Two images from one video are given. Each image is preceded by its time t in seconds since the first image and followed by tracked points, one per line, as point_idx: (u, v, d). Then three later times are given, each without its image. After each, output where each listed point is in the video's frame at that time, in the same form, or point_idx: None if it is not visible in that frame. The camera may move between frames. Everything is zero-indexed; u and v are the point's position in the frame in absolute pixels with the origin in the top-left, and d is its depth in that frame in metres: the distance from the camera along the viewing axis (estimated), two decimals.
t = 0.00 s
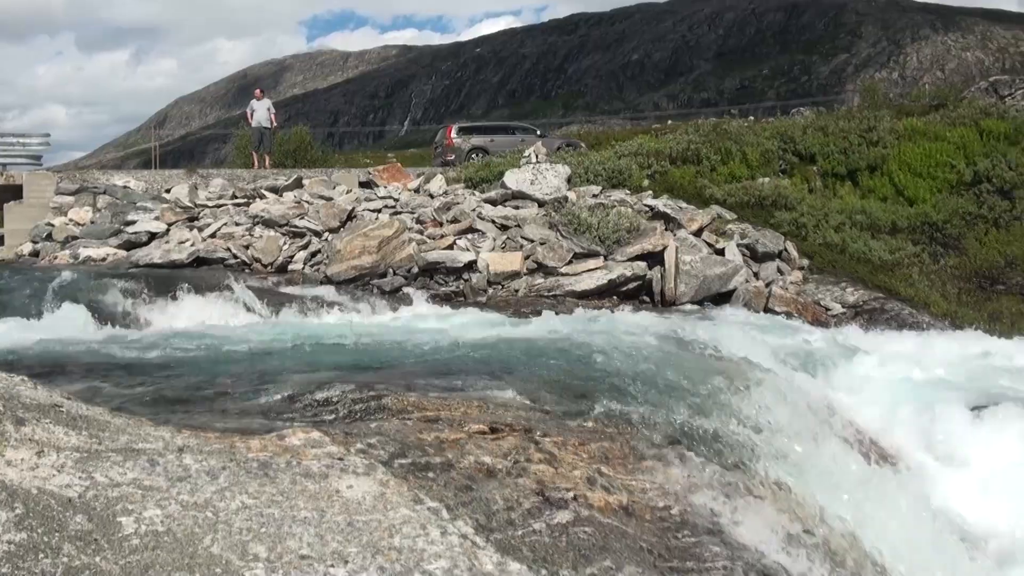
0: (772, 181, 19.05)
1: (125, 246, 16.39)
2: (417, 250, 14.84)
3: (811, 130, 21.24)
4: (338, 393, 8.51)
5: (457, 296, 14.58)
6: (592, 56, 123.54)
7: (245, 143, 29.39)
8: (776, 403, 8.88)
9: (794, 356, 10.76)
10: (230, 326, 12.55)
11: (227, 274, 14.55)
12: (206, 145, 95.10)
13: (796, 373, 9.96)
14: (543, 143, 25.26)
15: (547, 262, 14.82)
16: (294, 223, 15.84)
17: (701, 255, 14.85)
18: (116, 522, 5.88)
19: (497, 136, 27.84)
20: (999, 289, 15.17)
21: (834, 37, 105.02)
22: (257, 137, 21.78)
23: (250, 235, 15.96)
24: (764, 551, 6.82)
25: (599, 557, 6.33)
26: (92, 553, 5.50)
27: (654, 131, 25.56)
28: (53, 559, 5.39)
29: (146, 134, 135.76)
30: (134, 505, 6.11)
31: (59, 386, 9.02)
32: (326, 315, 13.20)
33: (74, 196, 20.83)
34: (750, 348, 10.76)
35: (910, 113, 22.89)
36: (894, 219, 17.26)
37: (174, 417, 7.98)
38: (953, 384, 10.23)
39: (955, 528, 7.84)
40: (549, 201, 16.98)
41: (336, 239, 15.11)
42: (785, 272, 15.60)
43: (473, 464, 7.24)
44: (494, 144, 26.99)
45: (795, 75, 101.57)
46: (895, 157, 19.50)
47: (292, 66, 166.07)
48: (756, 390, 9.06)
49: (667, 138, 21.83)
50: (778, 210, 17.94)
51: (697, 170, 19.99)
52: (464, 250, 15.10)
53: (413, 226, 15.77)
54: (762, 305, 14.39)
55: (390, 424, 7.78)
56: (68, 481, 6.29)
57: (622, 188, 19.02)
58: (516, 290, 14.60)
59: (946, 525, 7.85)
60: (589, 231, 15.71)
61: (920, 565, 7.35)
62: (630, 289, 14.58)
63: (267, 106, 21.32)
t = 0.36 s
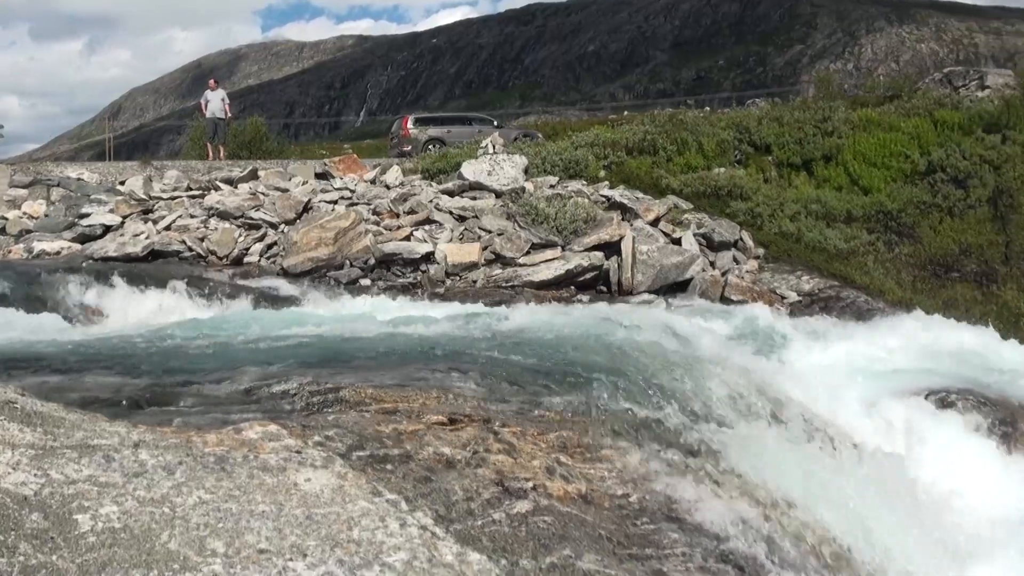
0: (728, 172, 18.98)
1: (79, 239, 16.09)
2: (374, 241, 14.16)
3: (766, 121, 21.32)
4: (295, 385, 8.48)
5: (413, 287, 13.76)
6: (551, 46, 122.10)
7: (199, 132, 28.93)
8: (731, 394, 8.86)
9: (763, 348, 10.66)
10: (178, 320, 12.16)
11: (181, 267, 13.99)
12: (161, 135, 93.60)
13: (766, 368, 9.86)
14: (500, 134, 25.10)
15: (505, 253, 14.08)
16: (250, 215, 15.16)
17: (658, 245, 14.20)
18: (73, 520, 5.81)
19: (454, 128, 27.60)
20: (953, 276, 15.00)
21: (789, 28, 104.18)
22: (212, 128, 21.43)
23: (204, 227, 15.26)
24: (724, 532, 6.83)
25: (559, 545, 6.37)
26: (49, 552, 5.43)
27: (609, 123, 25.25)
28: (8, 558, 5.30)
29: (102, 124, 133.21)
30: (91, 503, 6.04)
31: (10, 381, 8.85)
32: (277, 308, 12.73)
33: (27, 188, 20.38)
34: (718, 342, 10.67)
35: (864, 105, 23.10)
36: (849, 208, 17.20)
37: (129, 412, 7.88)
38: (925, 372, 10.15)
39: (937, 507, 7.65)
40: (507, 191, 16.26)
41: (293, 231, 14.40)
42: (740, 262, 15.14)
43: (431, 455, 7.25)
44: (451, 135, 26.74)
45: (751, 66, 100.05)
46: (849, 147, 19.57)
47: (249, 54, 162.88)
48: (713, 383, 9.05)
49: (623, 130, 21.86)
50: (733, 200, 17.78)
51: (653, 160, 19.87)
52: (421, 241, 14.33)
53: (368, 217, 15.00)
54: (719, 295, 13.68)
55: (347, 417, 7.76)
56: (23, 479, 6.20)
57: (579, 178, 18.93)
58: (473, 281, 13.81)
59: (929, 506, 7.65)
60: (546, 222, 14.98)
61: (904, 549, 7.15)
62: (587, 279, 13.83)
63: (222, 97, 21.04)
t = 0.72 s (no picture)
0: (681, 159, 18.73)
1: (29, 232, 15.71)
2: (329, 230, 13.73)
3: (719, 109, 21.36)
4: (250, 377, 8.41)
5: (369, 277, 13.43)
6: (503, 36, 118.33)
7: (150, 121, 28.31)
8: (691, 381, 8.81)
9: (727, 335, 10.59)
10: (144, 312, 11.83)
11: (135, 259, 13.71)
12: (113, 124, 91.56)
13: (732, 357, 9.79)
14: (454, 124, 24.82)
15: (461, 242, 13.89)
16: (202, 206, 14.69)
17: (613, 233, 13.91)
18: (26, 517, 5.74)
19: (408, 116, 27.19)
20: (905, 261, 15.04)
21: (744, 14, 99.73)
22: (163, 117, 20.99)
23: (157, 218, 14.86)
24: (680, 517, 6.91)
25: (517, 533, 6.40)
26: (3, 551, 5.36)
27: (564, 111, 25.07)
28: None
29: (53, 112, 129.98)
30: (45, 499, 5.97)
31: None
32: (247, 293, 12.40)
33: None
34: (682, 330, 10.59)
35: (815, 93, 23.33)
36: (801, 195, 17.28)
37: (81, 406, 7.76)
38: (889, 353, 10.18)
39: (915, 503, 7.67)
40: (462, 180, 15.92)
41: (245, 222, 13.97)
42: (694, 249, 14.93)
43: (388, 445, 7.23)
44: (405, 124, 26.33)
45: (704, 53, 96.08)
46: (802, 135, 19.75)
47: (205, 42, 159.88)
48: (674, 370, 9.00)
49: (578, 119, 21.67)
50: (687, 187, 17.54)
51: (607, 149, 19.84)
52: (377, 230, 13.99)
53: (319, 207, 14.41)
54: (673, 282, 13.52)
55: (303, 408, 7.71)
56: None
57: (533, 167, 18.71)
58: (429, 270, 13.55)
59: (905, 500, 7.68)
60: (501, 210, 14.74)
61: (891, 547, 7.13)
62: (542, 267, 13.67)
63: (173, 85, 20.64)
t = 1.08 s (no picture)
0: (639, 150, 18.01)
1: None
2: (286, 219, 13.47)
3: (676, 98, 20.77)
4: (206, 368, 8.30)
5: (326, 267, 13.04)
6: (456, 21, 109.61)
7: (102, 110, 27.67)
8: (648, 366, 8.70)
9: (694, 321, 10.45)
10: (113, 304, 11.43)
11: (90, 250, 13.44)
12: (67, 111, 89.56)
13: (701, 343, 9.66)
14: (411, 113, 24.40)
15: (419, 232, 13.33)
16: (157, 195, 14.38)
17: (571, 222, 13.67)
18: None
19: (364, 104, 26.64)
20: (861, 250, 14.97)
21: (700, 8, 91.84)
22: (117, 106, 20.57)
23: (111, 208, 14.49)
24: (640, 503, 6.94)
25: (476, 521, 6.43)
26: None
27: (521, 100, 24.69)
28: None
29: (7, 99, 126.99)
30: None
31: None
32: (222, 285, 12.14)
33: None
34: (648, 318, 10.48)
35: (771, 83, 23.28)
36: (758, 183, 17.07)
37: (33, 399, 7.64)
38: (859, 341, 10.03)
39: (891, 485, 7.59)
40: (419, 168, 15.20)
41: (201, 211, 13.65)
42: (652, 238, 14.53)
43: (346, 435, 7.19)
44: (361, 113, 25.77)
45: (660, 45, 88.46)
46: (757, 124, 19.54)
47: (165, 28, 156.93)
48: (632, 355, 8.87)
49: (533, 107, 20.64)
50: (644, 177, 16.91)
51: (565, 138, 19.00)
52: (333, 220, 13.41)
53: (277, 195, 14.14)
54: (631, 272, 13.18)
55: (260, 399, 7.64)
56: None
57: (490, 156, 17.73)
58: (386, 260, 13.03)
59: (882, 483, 7.59)
60: (459, 199, 14.15)
61: (869, 535, 7.07)
62: (499, 257, 13.31)
63: (128, 73, 20.23)
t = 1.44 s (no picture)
0: (596, 137, 17.56)
1: None
2: (242, 209, 13.03)
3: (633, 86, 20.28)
4: (162, 360, 8.20)
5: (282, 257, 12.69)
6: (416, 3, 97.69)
7: (55, 98, 27.05)
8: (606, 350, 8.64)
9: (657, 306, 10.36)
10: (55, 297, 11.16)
11: (44, 242, 13.18)
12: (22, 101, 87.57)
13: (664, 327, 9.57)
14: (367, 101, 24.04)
15: (377, 220, 13.07)
16: (112, 185, 14.09)
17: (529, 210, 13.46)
18: None
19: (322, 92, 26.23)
20: (816, 236, 15.17)
21: None
22: (72, 95, 20.15)
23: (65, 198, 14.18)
24: (600, 488, 6.97)
25: (436, 509, 6.44)
26: None
27: (479, 88, 24.31)
28: None
29: None
30: None
31: None
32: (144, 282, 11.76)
33: None
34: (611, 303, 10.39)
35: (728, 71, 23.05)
36: (714, 170, 16.87)
37: None
38: (823, 326, 9.97)
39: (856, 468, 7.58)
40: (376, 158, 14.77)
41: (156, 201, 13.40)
42: (609, 225, 14.46)
43: (303, 425, 7.16)
44: (318, 100, 25.35)
45: (615, 28, 78.36)
46: (714, 112, 19.21)
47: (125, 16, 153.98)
48: (590, 341, 8.82)
49: (490, 95, 19.91)
50: (602, 164, 16.64)
51: (522, 126, 18.17)
52: (290, 209, 13.11)
53: (233, 184, 13.68)
54: (588, 259, 13.18)
55: (216, 390, 7.58)
56: None
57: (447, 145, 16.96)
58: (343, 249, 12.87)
59: (845, 466, 7.58)
60: (416, 188, 13.78)
61: (827, 516, 7.05)
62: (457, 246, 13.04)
63: (81, 61, 19.83)
